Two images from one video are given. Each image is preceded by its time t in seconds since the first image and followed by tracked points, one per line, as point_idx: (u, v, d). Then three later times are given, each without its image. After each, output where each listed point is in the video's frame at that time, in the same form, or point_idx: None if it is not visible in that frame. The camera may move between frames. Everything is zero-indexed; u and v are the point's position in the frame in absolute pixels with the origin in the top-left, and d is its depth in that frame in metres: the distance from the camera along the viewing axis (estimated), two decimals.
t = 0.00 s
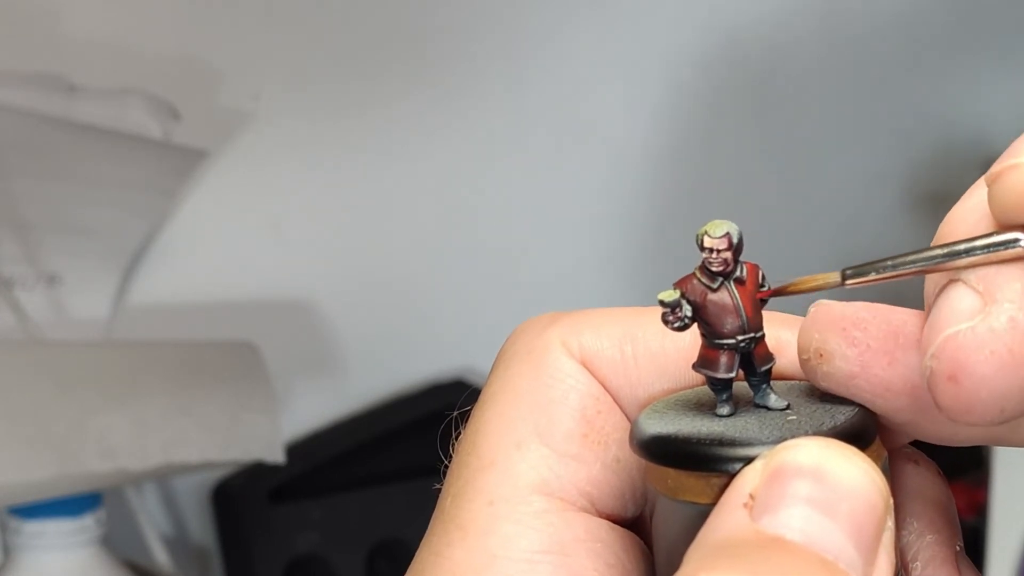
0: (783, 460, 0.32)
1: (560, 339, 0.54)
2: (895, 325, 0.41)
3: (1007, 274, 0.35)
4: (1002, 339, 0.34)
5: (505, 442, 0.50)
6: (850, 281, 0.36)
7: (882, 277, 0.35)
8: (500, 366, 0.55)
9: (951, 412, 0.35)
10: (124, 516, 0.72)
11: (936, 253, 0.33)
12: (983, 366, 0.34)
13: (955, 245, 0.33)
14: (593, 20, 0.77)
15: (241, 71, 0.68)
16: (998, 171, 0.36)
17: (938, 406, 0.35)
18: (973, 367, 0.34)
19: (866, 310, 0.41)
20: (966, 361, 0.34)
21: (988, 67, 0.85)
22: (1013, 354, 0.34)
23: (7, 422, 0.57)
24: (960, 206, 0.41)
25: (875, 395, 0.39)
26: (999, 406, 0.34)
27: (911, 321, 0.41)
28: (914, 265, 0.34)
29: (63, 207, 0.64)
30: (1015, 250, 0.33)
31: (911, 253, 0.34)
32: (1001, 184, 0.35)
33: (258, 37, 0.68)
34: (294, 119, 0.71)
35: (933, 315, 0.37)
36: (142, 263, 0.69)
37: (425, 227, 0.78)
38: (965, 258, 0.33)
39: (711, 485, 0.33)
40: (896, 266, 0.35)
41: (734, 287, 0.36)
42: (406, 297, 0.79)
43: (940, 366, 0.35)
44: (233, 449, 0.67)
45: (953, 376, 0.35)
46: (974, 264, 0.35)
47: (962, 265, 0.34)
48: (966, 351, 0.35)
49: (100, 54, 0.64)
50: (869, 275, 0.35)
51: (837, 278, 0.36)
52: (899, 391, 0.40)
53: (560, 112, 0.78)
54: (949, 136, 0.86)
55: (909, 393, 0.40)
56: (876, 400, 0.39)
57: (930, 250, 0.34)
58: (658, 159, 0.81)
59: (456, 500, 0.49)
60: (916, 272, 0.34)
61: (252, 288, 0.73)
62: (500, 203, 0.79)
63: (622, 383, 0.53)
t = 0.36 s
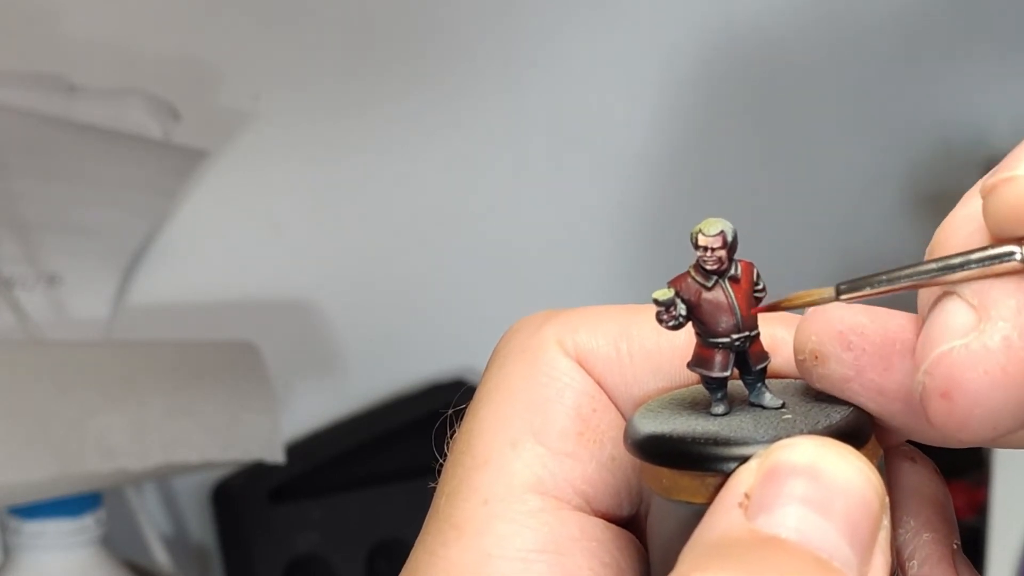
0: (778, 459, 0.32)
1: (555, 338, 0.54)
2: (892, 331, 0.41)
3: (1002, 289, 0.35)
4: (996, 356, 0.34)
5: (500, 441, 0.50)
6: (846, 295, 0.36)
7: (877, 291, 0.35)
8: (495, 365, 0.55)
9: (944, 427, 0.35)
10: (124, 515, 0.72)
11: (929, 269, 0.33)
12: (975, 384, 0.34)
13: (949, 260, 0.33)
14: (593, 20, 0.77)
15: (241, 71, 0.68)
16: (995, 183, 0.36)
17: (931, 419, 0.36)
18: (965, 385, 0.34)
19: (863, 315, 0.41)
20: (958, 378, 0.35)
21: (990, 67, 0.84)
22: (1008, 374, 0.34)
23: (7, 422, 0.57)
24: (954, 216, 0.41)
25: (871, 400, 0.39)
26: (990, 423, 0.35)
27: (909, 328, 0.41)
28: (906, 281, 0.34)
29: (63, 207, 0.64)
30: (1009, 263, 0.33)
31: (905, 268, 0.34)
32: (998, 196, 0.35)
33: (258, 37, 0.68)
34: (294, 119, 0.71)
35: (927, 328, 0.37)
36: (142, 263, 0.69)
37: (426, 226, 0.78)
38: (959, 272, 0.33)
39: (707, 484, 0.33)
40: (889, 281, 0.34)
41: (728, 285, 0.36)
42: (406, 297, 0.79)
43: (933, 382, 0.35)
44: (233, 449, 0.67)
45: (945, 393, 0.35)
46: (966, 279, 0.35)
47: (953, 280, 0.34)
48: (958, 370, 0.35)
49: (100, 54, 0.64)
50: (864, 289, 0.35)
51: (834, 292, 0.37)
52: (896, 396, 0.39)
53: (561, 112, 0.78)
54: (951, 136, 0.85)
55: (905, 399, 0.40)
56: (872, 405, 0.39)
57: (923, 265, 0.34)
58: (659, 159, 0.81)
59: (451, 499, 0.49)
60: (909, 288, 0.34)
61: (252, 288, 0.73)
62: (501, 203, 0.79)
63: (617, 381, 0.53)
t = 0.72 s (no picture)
0: (783, 460, 0.32)
1: (560, 339, 0.54)
2: (894, 331, 0.41)
3: (999, 283, 0.35)
4: (995, 350, 0.34)
5: (505, 441, 0.50)
6: (846, 291, 0.36)
7: (877, 287, 0.35)
8: (500, 365, 0.55)
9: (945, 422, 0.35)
10: (124, 515, 0.72)
11: (930, 262, 0.33)
12: (976, 378, 0.34)
13: (949, 253, 0.33)
14: (593, 19, 0.77)
15: (241, 70, 0.68)
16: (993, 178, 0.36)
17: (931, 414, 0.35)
18: (967, 378, 0.34)
19: (866, 316, 0.41)
20: (959, 372, 0.34)
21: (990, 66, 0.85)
22: (1007, 366, 0.34)
23: (7, 422, 0.57)
24: (954, 211, 0.41)
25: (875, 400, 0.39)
26: (991, 418, 0.35)
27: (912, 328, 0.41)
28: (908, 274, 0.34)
29: (63, 208, 0.64)
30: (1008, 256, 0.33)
31: (905, 262, 0.34)
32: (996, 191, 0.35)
33: (258, 37, 0.68)
34: (293, 120, 0.70)
35: (926, 324, 0.36)
36: (142, 263, 0.69)
37: (425, 226, 0.78)
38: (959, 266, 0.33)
39: (711, 485, 0.33)
40: (891, 277, 0.34)
41: (733, 287, 0.36)
42: (406, 296, 0.79)
43: (933, 376, 0.35)
44: (233, 448, 0.67)
45: (947, 387, 0.35)
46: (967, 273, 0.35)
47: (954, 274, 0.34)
48: (959, 364, 0.35)
49: (100, 53, 0.64)
50: (865, 285, 0.35)
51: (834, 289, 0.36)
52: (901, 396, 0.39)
53: (560, 111, 0.78)
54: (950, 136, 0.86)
55: (909, 400, 0.40)
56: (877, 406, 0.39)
57: (923, 259, 0.34)
58: (658, 160, 0.81)
59: (455, 499, 0.49)
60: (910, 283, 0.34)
61: (252, 288, 0.73)
62: (501, 202, 0.79)
63: (621, 382, 0.53)
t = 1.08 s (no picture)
0: (781, 460, 0.32)
1: (561, 340, 0.54)
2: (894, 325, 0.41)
3: (992, 257, 0.35)
4: (984, 320, 0.34)
5: (505, 441, 0.51)
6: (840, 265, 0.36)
7: (871, 261, 0.35)
8: (501, 366, 0.55)
9: (934, 390, 0.35)
10: (124, 516, 0.72)
11: (924, 237, 0.33)
12: (964, 347, 0.34)
13: (943, 230, 0.33)
14: (593, 19, 0.77)
15: (241, 70, 0.68)
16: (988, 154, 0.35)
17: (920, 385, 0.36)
18: (956, 351, 0.35)
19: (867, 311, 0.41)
20: (948, 343, 0.35)
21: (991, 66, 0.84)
22: (996, 336, 0.34)
23: (7, 422, 0.57)
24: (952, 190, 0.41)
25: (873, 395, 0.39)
26: (979, 387, 0.35)
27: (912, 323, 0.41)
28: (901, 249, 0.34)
29: (63, 208, 0.64)
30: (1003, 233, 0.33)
31: (898, 238, 0.34)
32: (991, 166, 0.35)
33: (257, 37, 0.68)
34: (293, 120, 0.70)
35: (917, 294, 0.36)
36: (142, 263, 0.69)
37: (426, 226, 0.78)
38: (952, 241, 0.33)
39: (710, 485, 0.33)
40: (884, 252, 0.34)
41: (732, 286, 0.36)
42: (406, 297, 0.79)
43: (922, 346, 0.35)
44: (233, 448, 0.67)
45: (936, 357, 0.35)
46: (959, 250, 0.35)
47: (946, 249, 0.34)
48: (948, 334, 0.35)
49: (100, 54, 0.64)
50: (859, 258, 0.35)
51: (828, 262, 0.36)
52: (900, 390, 0.40)
53: (560, 111, 0.78)
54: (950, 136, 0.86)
55: (908, 392, 0.40)
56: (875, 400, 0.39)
57: (918, 233, 0.34)
58: (658, 160, 0.81)
59: (456, 499, 0.49)
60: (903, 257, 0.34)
61: (252, 289, 0.73)
62: (500, 202, 0.79)
63: (622, 382, 0.53)
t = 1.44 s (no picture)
0: (786, 461, 0.32)
1: (565, 340, 0.54)
2: (899, 332, 0.41)
3: (1006, 276, 0.35)
4: (1001, 343, 0.34)
5: (509, 441, 0.51)
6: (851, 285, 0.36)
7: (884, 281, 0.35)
8: (505, 365, 0.55)
9: (953, 417, 0.35)
10: (124, 516, 0.72)
11: (938, 256, 0.34)
12: (981, 370, 0.34)
13: (955, 248, 0.33)
14: (593, 18, 0.77)
15: (242, 70, 0.68)
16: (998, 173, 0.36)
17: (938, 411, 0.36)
18: (973, 376, 0.35)
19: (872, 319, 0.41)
20: (965, 368, 0.35)
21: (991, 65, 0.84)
22: (1013, 359, 0.34)
23: (8, 422, 0.57)
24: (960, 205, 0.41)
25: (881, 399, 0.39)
26: (997, 411, 0.35)
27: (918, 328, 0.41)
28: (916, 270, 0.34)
29: (63, 208, 0.64)
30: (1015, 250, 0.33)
31: (911, 257, 0.34)
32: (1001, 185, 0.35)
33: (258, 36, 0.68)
34: (294, 119, 0.70)
35: (931, 317, 0.37)
36: (142, 263, 0.68)
37: (426, 226, 0.78)
38: (965, 260, 0.33)
39: (716, 486, 0.33)
40: (897, 272, 0.34)
41: (737, 287, 0.36)
42: (406, 297, 0.79)
43: (938, 370, 0.35)
44: (233, 448, 0.67)
45: (952, 381, 0.35)
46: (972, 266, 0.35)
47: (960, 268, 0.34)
48: (964, 360, 0.35)
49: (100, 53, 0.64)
50: (871, 279, 0.35)
51: (839, 283, 0.36)
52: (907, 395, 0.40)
53: (560, 111, 0.78)
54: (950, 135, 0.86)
55: (916, 399, 0.40)
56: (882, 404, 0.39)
57: (932, 253, 0.34)
58: (658, 159, 0.81)
59: (460, 499, 0.49)
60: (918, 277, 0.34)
61: (253, 289, 0.73)
62: (500, 202, 0.79)
63: (626, 383, 0.53)
